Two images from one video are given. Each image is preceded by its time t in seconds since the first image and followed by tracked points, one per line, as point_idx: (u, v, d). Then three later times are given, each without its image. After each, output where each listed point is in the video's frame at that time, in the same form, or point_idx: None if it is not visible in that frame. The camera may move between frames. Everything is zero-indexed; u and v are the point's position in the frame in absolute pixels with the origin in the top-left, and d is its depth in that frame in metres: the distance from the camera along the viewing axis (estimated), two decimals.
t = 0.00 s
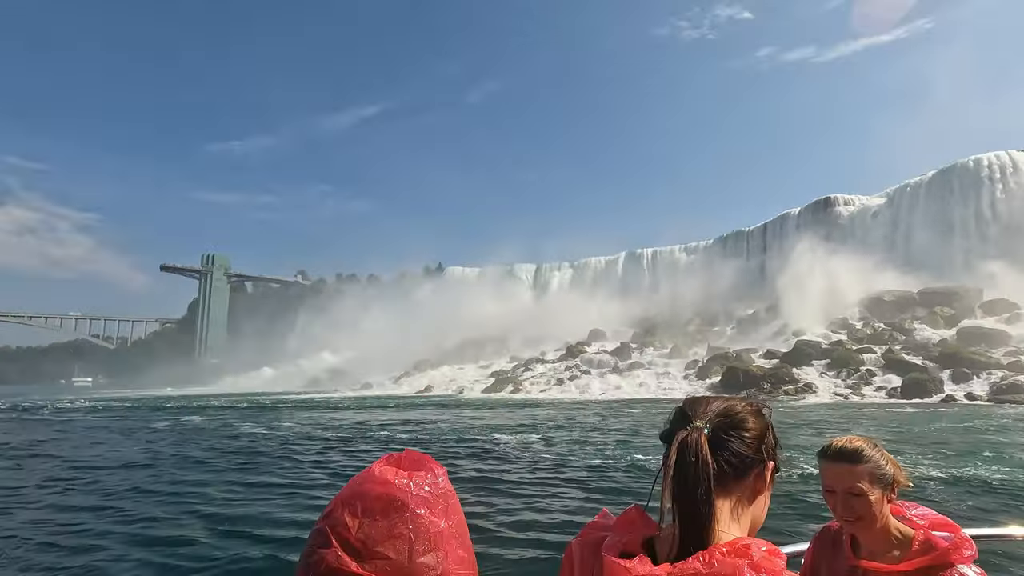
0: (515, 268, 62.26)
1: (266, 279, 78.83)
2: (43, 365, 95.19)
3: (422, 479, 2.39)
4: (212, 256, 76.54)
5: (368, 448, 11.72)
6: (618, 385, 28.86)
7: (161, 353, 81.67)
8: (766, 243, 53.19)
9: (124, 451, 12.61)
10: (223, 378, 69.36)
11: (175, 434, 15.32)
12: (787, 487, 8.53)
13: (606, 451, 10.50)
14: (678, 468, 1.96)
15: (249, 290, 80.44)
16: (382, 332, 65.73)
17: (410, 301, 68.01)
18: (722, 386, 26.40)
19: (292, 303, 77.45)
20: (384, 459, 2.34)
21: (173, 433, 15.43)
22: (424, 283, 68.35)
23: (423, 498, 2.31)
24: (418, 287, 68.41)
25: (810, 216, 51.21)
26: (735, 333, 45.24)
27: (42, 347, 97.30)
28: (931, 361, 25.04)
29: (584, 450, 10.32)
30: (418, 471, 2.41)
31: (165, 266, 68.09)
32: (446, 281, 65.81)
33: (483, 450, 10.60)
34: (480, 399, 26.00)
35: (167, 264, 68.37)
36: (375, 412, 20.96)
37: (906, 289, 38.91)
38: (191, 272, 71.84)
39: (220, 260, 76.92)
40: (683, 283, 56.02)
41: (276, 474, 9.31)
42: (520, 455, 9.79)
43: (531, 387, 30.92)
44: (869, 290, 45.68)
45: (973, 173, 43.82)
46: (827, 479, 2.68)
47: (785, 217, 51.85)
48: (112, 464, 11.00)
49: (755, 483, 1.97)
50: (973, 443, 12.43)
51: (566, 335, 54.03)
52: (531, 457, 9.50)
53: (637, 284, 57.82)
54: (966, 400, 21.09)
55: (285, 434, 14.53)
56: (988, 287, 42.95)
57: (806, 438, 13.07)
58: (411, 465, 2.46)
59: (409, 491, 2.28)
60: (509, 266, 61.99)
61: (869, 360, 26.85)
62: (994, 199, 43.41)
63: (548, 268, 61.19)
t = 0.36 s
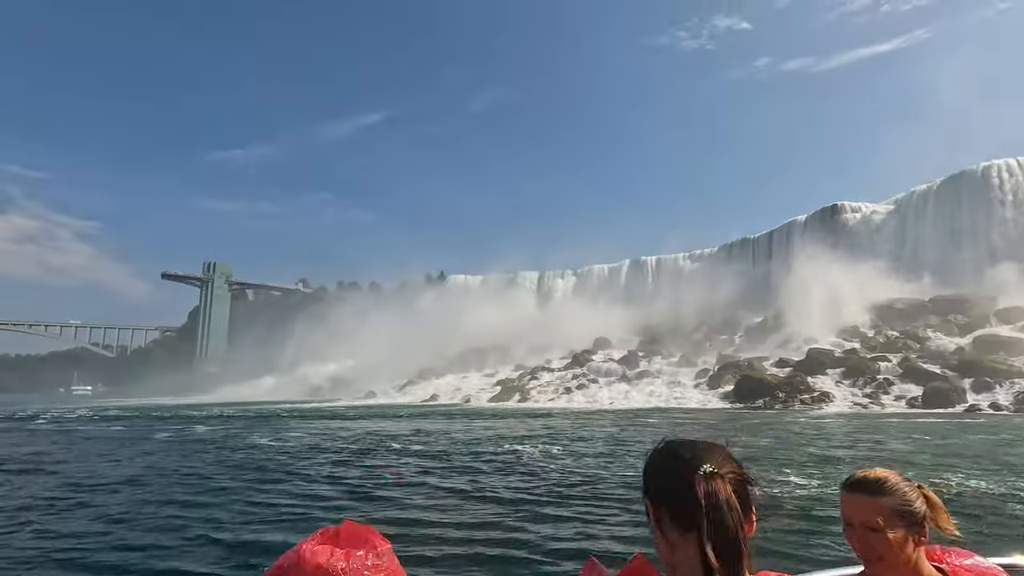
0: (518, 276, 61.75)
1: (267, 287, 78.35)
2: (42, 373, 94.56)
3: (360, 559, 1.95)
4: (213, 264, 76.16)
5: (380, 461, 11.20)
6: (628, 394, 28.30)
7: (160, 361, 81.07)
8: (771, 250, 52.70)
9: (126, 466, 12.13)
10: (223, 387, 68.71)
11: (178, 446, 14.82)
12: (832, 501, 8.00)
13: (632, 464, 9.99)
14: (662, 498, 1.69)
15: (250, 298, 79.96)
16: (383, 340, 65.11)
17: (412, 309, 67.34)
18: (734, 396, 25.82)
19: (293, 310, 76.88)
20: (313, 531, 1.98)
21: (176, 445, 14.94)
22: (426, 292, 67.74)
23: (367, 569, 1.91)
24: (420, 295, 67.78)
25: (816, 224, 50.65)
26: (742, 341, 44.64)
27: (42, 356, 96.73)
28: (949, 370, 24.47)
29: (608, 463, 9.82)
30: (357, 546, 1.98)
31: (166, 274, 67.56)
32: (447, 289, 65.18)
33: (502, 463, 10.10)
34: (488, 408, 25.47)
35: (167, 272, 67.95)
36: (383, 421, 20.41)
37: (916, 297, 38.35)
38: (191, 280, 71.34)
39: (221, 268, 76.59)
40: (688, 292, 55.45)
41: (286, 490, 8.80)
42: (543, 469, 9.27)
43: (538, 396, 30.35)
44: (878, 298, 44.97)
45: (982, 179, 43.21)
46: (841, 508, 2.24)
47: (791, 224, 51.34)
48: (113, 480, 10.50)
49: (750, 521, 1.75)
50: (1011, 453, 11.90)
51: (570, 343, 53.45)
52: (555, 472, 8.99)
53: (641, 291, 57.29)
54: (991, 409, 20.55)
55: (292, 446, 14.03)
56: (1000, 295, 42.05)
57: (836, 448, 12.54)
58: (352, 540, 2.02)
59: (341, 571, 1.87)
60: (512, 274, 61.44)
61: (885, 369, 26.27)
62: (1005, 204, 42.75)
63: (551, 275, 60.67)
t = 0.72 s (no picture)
0: (517, 280, 61.34)
1: (264, 290, 77.76)
2: (36, 377, 93.70)
3: None
4: (210, 267, 75.60)
5: (394, 473, 10.71)
6: (634, 399, 27.81)
7: (156, 364, 80.38)
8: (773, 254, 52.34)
9: (127, 477, 11.62)
10: (220, 391, 67.97)
11: (179, 454, 14.32)
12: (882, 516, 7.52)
13: (662, 475, 9.54)
14: None
15: (247, 301, 79.38)
16: (381, 343, 64.51)
17: (410, 312, 66.73)
18: (743, 401, 25.35)
19: (290, 314, 76.26)
20: None
21: (177, 453, 14.43)
22: (425, 295, 67.11)
23: None
24: (418, 299, 67.17)
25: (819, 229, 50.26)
26: (746, 346, 44.23)
27: (36, 360, 95.92)
28: (963, 375, 24.09)
29: (637, 475, 9.35)
30: None
31: (162, 277, 66.92)
32: (445, 292, 64.59)
33: (525, 475, 9.62)
34: (492, 414, 24.98)
35: (163, 276, 67.32)
36: (387, 428, 19.86)
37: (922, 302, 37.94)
38: (187, 283, 70.73)
39: (217, 271, 76.02)
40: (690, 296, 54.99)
41: (300, 506, 8.31)
42: (571, 481, 8.79)
43: (542, 401, 29.84)
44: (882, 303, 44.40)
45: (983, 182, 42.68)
46: None
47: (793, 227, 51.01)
48: (114, 495, 10.00)
49: None
50: None
51: (571, 347, 52.95)
52: (585, 485, 8.51)
53: (642, 295, 56.92)
54: (1010, 415, 20.20)
55: (299, 454, 13.54)
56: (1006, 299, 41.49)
57: (865, 456, 12.12)
58: None
59: None
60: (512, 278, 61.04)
61: (897, 374, 25.86)
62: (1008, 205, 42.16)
63: (551, 279, 60.32)
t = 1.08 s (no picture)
0: (514, 283, 61.16)
1: (257, 294, 77.11)
2: (23, 382, 92.17)
3: None
4: (203, 270, 74.90)
5: (409, 483, 10.28)
6: (638, 404, 27.43)
7: (147, 368, 79.35)
8: (770, 258, 52.23)
9: (127, 488, 11.14)
10: (212, 396, 67.12)
11: (179, 462, 13.83)
12: (933, 531, 7.15)
13: (691, 485, 9.18)
14: None
15: (240, 305, 78.69)
16: (376, 348, 63.89)
17: (406, 316, 66.14)
18: (749, 406, 25.01)
19: (284, 317, 75.56)
20: None
21: (177, 462, 13.93)
22: (420, 299, 66.58)
23: None
24: (413, 303, 66.67)
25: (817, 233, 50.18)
26: (747, 350, 43.91)
27: (24, 365, 94.51)
28: (971, 380, 23.88)
29: (664, 485, 8.98)
30: None
31: (154, 279, 66.11)
32: (441, 296, 64.12)
33: (548, 485, 9.23)
34: (494, 419, 24.55)
35: (155, 278, 66.50)
36: (389, 434, 19.41)
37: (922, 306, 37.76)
38: (180, 286, 69.97)
39: (210, 274, 75.27)
40: (687, 300, 54.76)
41: (317, 522, 7.87)
42: (600, 493, 8.41)
43: (543, 405, 29.42)
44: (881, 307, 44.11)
45: (982, 187, 42.54)
46: None
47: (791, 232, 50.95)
48: (117, 508, 9.53)
49: None
50: None
51: (568, 351, 52.58)
52: (616, 495, 8.14)
53: (639, 299, 56.70)
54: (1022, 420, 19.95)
55: (305, 463, 13.09)
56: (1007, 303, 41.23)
57: (890, 466, 11.81)
58: None
59: None
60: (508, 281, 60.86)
61: (903, 379, 25.61)
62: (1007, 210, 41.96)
63: (549, 283, 60.17)
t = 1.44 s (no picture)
0: (507, 289, 60.83)
1: (246, 299, 76.18)
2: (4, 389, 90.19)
3: None
4: (191, 274, 73.93)
5: (424, 495, 9.83)
6: (638, 410, 27.07)
7: (132, 374, 77.95)
8: (765, 264, 52.22)
9: (125, 501, 10.61)
10: (199, 402, 65.94)
11: (175, 472, 13.28)
12: (982, 546, 6.83)
13: (724, 495, 8.80)
14: None
15: (228, 310, 77.69)
16: (367, 353, 63.08)
17: (397, 321, 65.43)
18: (751, 412, 24.73)
19: (273, 323, 74.58)
20: None
21: (172, 472, 13.41)
22: (412, 304, 65.90)
23: None
24: (405, 308, 66.04)
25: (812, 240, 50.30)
26: (744, 357, 43.65)
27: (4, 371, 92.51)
28: (973, 387, 23.77)
29: (692, 497, 8.61)
30: None
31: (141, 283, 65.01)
32: (433, 301, 63.47)
33: (570, 497, 8.84)
34: (493, 426, 24.10)
35: (142, 283, 65.34)
36: (388, 441, 18.90)
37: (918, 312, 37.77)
38: (168, 290, 68.91)
39: (198, 279, 74.30)
40: (681, 306, 54.58)
41: (336, 540, 7.41)
42: (634, 505, 8.00)
43: (542, 412, 28.96)
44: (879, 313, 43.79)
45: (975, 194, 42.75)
46: None
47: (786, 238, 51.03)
48: (116, 525, 9.01)
49: None
50: None
51: (563, 357, 52.11)
52: (650, 509, 7.74)
53: (634, 304, 56.44)
54: None
55: (309, 473, 12.59)
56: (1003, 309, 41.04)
57: (915, 476, 11.52)
58: None
59: None
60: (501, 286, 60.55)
61: (905, 385, 25.44)
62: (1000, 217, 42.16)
63: (542, 288, 59.90)
